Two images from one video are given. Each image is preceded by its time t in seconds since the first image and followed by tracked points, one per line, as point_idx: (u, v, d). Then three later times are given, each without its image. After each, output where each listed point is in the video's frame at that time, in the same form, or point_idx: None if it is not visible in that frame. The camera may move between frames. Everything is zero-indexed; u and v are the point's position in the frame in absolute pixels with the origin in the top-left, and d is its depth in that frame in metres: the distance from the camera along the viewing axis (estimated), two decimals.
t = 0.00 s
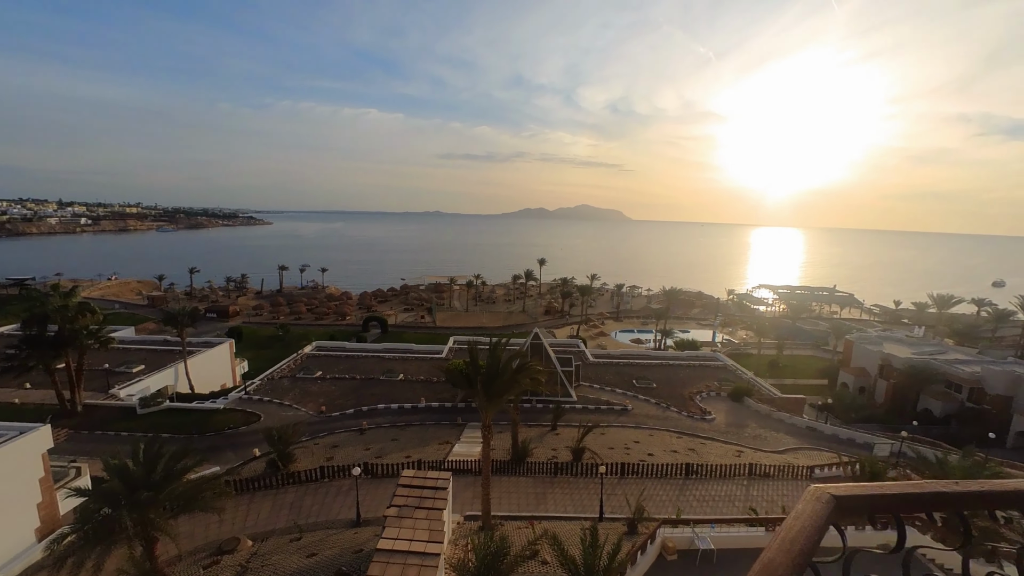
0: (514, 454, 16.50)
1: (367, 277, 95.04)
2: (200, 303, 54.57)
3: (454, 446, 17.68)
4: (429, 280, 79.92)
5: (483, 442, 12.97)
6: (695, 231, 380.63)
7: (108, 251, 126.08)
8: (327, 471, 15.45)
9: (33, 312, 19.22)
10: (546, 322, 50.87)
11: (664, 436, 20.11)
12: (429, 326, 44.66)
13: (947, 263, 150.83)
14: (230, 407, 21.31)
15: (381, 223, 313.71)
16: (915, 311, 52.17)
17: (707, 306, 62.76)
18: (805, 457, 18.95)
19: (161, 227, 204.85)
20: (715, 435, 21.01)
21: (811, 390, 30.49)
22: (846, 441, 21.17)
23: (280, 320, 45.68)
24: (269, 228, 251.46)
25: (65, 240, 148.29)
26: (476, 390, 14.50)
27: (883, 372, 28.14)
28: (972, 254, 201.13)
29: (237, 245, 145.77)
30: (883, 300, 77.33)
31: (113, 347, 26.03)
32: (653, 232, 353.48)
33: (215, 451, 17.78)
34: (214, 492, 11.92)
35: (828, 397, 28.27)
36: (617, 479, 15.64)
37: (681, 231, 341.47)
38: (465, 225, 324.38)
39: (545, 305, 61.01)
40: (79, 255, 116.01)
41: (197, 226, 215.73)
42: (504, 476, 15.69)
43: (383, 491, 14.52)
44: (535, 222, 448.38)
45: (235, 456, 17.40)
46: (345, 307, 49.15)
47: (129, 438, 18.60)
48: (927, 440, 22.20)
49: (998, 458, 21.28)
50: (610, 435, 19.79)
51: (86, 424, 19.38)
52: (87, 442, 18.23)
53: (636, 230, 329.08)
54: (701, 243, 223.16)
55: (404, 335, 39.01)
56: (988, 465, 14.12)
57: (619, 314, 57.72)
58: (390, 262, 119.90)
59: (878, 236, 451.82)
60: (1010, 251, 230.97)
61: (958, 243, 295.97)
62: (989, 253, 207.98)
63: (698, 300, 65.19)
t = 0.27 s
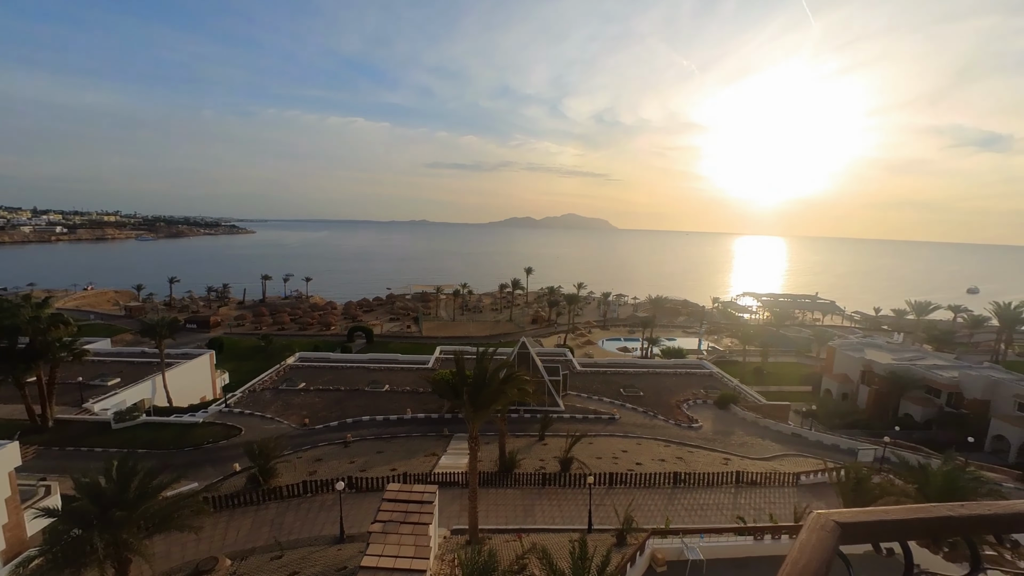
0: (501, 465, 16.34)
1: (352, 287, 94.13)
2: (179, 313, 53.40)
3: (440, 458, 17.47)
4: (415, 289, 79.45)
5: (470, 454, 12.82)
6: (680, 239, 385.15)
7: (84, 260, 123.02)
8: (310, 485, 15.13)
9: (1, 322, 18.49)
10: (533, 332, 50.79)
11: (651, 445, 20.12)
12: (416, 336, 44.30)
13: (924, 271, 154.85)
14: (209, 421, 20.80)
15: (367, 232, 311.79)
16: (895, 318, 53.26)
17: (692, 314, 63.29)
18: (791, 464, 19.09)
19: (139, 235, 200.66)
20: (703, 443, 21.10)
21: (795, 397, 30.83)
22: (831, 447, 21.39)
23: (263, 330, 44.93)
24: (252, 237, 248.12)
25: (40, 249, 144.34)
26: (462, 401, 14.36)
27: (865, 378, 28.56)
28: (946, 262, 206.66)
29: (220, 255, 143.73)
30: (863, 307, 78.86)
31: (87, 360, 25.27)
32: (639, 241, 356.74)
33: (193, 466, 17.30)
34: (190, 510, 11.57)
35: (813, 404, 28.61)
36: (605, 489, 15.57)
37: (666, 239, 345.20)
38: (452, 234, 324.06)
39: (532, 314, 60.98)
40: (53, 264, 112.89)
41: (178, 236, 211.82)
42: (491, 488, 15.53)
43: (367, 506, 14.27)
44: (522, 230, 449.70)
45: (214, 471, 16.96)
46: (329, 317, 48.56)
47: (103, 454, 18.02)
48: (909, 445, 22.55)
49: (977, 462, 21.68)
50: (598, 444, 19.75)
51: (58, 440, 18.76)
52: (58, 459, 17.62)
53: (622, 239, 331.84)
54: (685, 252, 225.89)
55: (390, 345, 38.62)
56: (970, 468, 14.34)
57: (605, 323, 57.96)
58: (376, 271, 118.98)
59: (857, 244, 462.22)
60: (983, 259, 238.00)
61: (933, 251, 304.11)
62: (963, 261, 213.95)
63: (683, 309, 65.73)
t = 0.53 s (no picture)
0: (484, 477, 16.18)
1: (332, 297, 92.66)
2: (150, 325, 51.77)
3: (422, 471, 17.22)
4: (396, 299, 78.68)
5: (452, 466, 12.63)
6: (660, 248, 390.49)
7: (49, 270, 118.56)
8: (286, 502, 14.74)
9: None
10: (515, 341, 50.65)
11: (634, 454, 20.17)
12: (397, 346, 43.78)
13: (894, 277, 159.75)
14: (181, 437, 20.14)
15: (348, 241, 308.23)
16: (868, 323, 54.65)
17: (673, 322, 63.92)
18: (772, 470, 19.32)
19: (110, 244, 194.65)
20: (685, 451, 21.24)
21: (775, 403, 31.31)
22: (810, 452, 21.73)
23: (238, 342, 43.86)
24: (228, 246, 242.86)
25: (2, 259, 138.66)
26: (443, 413, 14.19)
27: (842, 384, 29.20)
28: (915, 269, 213.48)
29: (194, 265, 140.29)
30: (838, 313, 80.77)
31: (51, 375, 24.29)
32: (620, 249, 360.60)
33: (163, 484, 16.71)
34: (160, 531, 11.13)
35: (791, 409, 29.11)
36: (589, 500, 15.52)
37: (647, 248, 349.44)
38: (434, 243, 322.87)
39: (514, 323, 60.86)
40: (15, 275, 108.47)
41: (150, 245, 206.18)
42: (474, 501, 15.31)
43: (346, 522, 13.96)
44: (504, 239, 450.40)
45: (185, 490, 16.40)
46: (308, 327, 47.72)
47: (66, 474, 17.28)
48: (885, 448, 23.07)
49: (949, 464, 22.28)
50: (581, 454, 19.72)
51: (18, 459, 17.92)
52: (18, 480, 16.83)
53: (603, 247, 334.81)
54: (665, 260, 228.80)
55: (370, 356, 38.09)
56: (942, 470, 14.69)
57: (587, 331, 58.18)
58: (356, 281, 117.50)
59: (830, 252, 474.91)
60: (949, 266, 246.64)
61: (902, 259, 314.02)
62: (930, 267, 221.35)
63: (664, 316, 66.37)
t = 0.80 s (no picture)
0: (462, 493, 15.94)
1: (306, 309, 90.89)
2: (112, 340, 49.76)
3: (398, 488, 16.88)
4: (373, 311, 77.68)
5: (428, 484, 12.43)
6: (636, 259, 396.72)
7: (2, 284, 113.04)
8: (255, 525, 14.23)
9: None
10: (493, 353, 50.42)
11: (613, 465, 20.19)
12: (373, 359, 43.08)
13: (860, 287, 165.71)
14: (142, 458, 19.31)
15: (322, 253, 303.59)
16: (836, 331, 56.30)
17: (649, 332, 64.71)
18: (748, 478, 19.57)
19: (69, 256, 187.10)
20: (663, 461, 21.36)
21: (749, 411, 31.81)
22: (785, 459, 22.11)
23: (207, 357, 42.51)
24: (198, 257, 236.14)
25: None
26: (419, 429, 13.99)
27: (813, 391, 29.91)
28: (878, 278, 222.09)
29: (163, 277, 136.02)
30: (807, 322, 83.17)
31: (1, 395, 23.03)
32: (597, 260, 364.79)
33: (122, 509, 15.93)
34: (118, 559, 10.62)
35: (766, 417, 29.64)
36: (569, 513, 15.42)
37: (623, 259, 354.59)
38: (412, 254, 321.06)
39: (492, 334, 60.64)
40: None
41: (114, 257, 198.96)
42: (452, 518, 15.06)
43: (317, 544, 13.54)
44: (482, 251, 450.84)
45: (146, 514, 15.68)
46: (281, 341, 46.59)
47: (17, 500, 16.37)
48: (855, 454, 23.66)
49: (916, 468, 22.96)
50: (560, 466, 19.64)
51: None
52: None
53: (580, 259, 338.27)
54: (641, 271, 232.62)
55: (345, 370, 37.35)
56: (909, 474, 15.12)
57: (566, 342, 58.42)
58: (331, 293, 115.63)
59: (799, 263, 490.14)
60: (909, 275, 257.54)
61: (867, 268, 326.27)
62: (891, 277, 230.81)
63: (641, 327, 67.16)
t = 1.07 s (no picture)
0: (438, 507, 15.67)
1: (277, 321, 88.63)
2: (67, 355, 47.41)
3: (372, 503, 16.49)
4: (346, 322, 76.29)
5: (403, 498, 12.18)
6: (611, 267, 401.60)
7: None
8: (220, 547, 13.64)
9: None
10: (469, 363, 50.07)
11: (591, 474, 20.20)
12: (346, 371, 42.23)
13: (825, 293, 171.68)
14: (98, 479, 18.36)
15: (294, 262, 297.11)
16: (804, 337, 58.02)
17: (625, 340, 65.41)
18: (722, 483, 19.85)
19: (22, 267, 177.92)
20: (640, 468, 21.48)
21: (723, 417, 32.38)
22: (757, 464, 22.55)
23: (171, 371, 40.91)
24: (162, 267, 227.80)
25: None
26: (393, 442, 13.72)
27: (783, 395, 30.65)
28: (841, 285, 230.79)
29: (124, 288, 130.63)
30: (776, 328, 85.61)
31: None
32: (573, 269, 367.90)
33: (76, 534, 15.08)
34: None
35: (738, 422, 30.22)
36: (547, 524, 15.31)
37: (598, 268, 358.51)
38: (387, 264, 317.74)
39: (469, 344, 60.26)
40: None
41: (72, 267, 190.15)
42: (428, 533, 14.75)
43: (286, 565, 13.05)
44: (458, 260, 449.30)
45: (102, 539, 14.87)
46: (250, 353, 45.23)
47: None
48: (824, 456, 24.29)
49: (882, 468, 23.71)
50: (538, 476, 19.54)
51: None
52: None
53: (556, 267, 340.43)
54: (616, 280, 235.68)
55: (317, 382, 36.47)
56: (876, 475, 15.57)
57: (542, 351, 58.49)
58: (303, 304, 113.20)
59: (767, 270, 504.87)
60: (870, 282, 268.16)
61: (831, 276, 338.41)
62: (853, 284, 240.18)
63: (616, 334, 67.85)
